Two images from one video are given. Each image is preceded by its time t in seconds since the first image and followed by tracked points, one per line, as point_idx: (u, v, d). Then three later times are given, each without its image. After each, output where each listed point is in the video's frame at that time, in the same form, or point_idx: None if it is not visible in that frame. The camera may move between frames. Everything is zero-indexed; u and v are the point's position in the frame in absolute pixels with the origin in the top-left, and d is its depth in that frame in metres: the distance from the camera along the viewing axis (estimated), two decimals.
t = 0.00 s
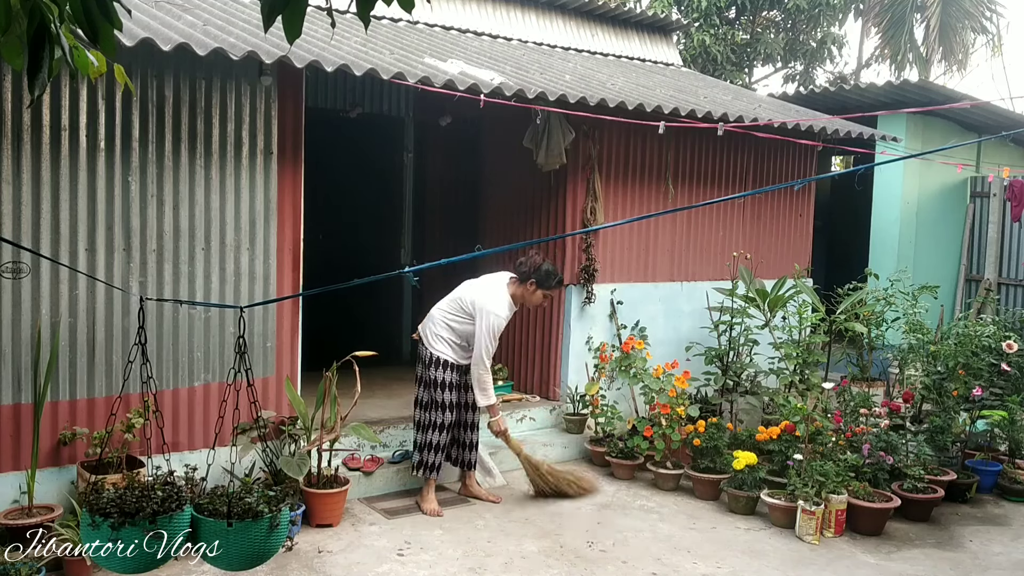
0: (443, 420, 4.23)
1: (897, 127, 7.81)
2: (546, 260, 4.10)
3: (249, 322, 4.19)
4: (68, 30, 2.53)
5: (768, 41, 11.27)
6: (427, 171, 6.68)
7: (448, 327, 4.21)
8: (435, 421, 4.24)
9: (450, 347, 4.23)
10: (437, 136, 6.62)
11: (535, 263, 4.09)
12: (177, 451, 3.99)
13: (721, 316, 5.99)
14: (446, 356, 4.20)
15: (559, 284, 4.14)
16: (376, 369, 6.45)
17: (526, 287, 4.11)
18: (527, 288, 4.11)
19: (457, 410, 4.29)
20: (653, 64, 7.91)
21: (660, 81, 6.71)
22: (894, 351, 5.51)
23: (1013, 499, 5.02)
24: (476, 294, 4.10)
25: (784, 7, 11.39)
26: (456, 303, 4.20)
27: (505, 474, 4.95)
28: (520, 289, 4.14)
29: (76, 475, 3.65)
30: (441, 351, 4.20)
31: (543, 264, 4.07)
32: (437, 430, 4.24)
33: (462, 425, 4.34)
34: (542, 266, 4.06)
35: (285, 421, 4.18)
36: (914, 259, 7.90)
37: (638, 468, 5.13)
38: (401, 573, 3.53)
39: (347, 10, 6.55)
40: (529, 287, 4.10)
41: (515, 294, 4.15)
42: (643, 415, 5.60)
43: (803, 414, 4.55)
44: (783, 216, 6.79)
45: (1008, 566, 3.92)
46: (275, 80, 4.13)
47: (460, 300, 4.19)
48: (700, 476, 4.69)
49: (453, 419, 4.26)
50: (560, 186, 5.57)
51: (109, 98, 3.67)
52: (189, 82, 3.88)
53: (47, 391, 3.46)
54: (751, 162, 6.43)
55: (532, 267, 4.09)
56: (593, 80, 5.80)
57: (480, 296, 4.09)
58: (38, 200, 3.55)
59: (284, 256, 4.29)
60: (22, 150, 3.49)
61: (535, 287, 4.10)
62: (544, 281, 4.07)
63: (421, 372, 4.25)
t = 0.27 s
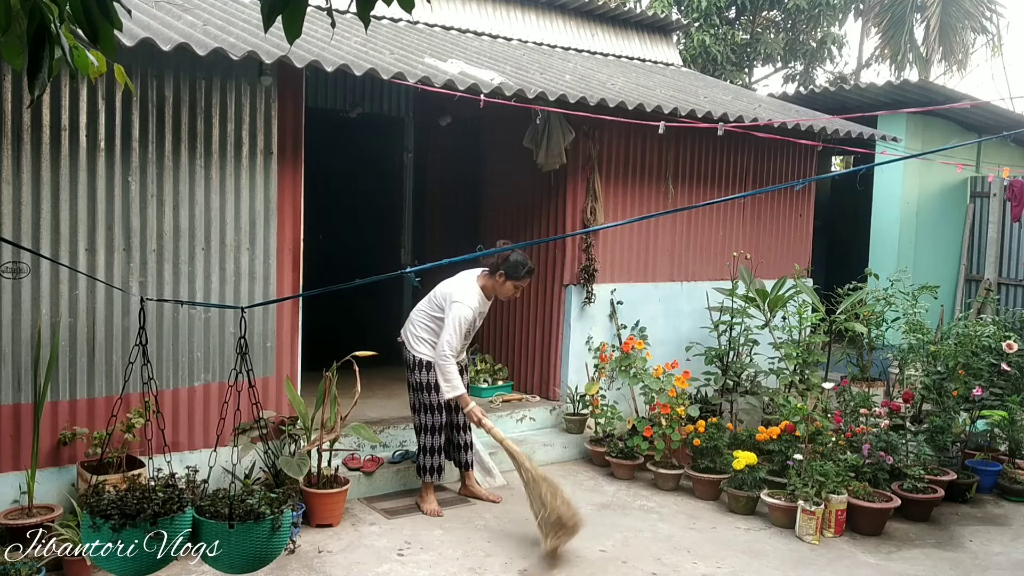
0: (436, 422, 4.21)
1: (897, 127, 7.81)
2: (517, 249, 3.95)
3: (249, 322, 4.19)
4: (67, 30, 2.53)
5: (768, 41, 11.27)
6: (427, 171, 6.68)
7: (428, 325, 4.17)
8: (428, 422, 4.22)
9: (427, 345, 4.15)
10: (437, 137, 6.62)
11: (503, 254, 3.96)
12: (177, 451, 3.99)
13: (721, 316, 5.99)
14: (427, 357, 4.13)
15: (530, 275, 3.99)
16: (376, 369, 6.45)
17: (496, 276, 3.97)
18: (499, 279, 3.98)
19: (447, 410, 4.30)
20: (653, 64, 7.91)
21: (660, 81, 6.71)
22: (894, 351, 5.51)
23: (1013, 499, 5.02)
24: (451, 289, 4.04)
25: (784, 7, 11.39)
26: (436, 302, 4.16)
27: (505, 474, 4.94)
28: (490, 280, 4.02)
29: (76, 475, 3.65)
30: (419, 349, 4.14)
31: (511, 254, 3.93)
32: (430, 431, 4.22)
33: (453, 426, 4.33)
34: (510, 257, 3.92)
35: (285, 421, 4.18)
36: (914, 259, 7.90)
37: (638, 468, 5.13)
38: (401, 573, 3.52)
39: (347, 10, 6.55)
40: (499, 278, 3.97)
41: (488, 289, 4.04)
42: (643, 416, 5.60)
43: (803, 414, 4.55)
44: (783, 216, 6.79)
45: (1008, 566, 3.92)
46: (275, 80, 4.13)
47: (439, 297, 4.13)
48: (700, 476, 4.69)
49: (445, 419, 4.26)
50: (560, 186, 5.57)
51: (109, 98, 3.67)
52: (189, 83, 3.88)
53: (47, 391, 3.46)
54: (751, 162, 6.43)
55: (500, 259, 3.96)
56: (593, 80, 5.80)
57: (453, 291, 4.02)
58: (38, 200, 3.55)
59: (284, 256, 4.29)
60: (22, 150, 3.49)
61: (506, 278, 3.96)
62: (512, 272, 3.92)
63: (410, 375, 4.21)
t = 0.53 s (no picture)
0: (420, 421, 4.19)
1: (897, 127, 7.81)
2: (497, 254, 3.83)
3: (249, 322, 4.19)
4: (67, 30, 2.53)
5: (768, 41, 11.27)
6: (427, 170, 6.67)
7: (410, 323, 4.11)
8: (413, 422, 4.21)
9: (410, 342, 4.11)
10: (437, 137, 6.62)
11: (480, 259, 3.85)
12: (177, 451, 3.99)
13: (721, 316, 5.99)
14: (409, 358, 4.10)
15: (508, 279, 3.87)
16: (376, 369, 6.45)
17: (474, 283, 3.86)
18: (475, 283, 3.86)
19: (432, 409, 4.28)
20: (653, 64, 7.91)
21: (660, 81, 6.71)
22: (894, 351, 5.51)
23: (1013, 499, 5.02)
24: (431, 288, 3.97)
25: (784, 7, 11.39)
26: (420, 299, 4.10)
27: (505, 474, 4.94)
28: (467, 283, 3.89)
29: (76, 475, 3.65)
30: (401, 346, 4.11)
31: (488, 259, 3.80)
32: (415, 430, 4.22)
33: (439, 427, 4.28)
34: (488, 262, 3.80)
35: (285, 421, 4.18)
36: (914, 259, 7.90)
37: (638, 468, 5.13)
38: (401, 573, 3.53)
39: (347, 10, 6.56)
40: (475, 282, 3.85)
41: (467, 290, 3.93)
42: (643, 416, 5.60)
43: (803, 414, 4.55)
44: (783, 216, 6.79)
45: (1008, 566, 3.92)
46: (275, 80, 4.13)
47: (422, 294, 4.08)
48: (700, 476, 4.69)
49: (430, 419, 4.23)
50: (560, 186, 5.57)
51: (109, 98, 3.67)
52: (189, 82, 3.88)
53: (47, 391, 3.46)
54: (751, 162, 6.43)
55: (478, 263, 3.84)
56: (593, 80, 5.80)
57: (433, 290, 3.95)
58: (38, 200, 3.55)
59: (284, 256, 4.29)
60: (22, 150, 3.49)
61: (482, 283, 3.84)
62: (488, 276, 3.80)
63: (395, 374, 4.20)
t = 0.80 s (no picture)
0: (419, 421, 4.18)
1: (897, 127, 7.81)
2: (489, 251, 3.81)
3: (249, 322, 4.19)
4: (68, 30, 2.53)
5: (768, 41, 11.27)
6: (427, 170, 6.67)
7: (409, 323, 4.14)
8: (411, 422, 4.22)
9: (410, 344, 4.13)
10: (437, 137, 6.62)
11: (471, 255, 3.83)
12: (177, 451, 3.99)
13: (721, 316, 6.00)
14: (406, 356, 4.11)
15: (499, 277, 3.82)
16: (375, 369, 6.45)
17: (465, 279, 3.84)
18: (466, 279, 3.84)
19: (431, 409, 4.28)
20: (653, 64, 7.91)
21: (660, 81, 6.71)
22: (894, 351, 5.51)
23: (1013, 499, 5.02)
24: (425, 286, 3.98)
25: (784, 7, 11.39)
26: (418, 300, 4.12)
27: (505, 474, 4.94)
28: (460, 279, 3.88)
29: (76, 475, 3.65)
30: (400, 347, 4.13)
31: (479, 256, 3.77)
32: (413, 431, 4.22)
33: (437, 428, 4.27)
34: (479, 259, 3.76)
35: (285, 421, 4.18)
36: (914, 259, 7.90)
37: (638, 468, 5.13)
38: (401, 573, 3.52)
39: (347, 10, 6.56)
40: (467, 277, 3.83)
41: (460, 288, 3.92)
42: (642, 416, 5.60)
43: (803, 414, 4.55)
44: (783, 216, 6.79)
45: (1008, 566, 3.92)
46: (275, 80, 4.13)
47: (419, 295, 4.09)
48: (700, 476, 4.69)
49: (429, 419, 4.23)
50: (560, 186, 5.57)
51: (109, 97, 3.66)
52: (189, 82, 3.88)
53: (47, 391, 3.46)
54: (751, 162, 6.43)
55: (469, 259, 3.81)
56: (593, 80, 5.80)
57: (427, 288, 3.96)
58: (38, 200, 3.55)
59: (284, 256, 4.29)
60: (22, 150, 3.49)
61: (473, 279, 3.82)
62: (479, 274, 3.77)
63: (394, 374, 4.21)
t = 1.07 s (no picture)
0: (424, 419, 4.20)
1: (897, 127, 7.81)
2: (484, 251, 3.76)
3: (249, 322, 4.19)
4: (68, 30, 2.52)
5: (768, 41, 11.27)
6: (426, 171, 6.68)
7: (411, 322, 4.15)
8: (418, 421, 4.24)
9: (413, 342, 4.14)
10: (437, 137, 6.62)
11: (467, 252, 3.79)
12: (177, 451, 3.99)
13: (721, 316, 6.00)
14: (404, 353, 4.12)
15: (492, 276, 3.78)
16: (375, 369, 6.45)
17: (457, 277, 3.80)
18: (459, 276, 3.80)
19: (437, 409, 4.28)
20: (653, 64, 7.91)
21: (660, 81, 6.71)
22: (894, 351, 5.51)
23: (1013, 499, 5.02)
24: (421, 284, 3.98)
25: (784, 7, 11.39)
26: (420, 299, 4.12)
27: (505, 474, 4.94)
28: (452, 279, 3.83)
29: (76, 475, 3.65)
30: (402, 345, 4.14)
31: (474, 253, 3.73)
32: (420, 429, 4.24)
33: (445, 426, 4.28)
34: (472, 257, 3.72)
35: (285, 421, 4.18)
36: (914, 259, 7.90)
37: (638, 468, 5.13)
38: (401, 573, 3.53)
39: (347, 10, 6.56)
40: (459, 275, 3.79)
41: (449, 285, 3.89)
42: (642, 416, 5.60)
43: (803, 414, 4.55)
44: (783, 216, 6.79)
45: (1008, 566, 3.92)
46: (275, 80, 4.13)
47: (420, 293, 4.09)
48: (700, 476, 4.69)
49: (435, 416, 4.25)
50: (560, 186, 5.57)
51: (109, 97, 3.67)
52: (189, 83, 3.88)
53: (47, 391, 3.46)
54: (751, 162, 6.43)
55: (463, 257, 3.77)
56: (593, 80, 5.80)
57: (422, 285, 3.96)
58: (38, 200, 3.55)
59: (284, 256, 4.29)
60: (22, 150, 3.49)
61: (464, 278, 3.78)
62: (472, 272, 3.73)
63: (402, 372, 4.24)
